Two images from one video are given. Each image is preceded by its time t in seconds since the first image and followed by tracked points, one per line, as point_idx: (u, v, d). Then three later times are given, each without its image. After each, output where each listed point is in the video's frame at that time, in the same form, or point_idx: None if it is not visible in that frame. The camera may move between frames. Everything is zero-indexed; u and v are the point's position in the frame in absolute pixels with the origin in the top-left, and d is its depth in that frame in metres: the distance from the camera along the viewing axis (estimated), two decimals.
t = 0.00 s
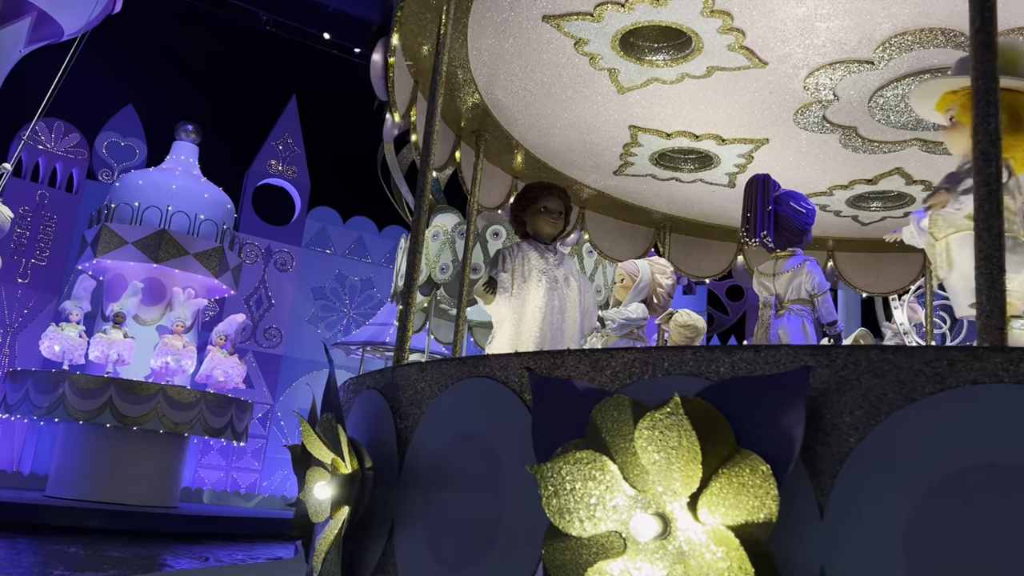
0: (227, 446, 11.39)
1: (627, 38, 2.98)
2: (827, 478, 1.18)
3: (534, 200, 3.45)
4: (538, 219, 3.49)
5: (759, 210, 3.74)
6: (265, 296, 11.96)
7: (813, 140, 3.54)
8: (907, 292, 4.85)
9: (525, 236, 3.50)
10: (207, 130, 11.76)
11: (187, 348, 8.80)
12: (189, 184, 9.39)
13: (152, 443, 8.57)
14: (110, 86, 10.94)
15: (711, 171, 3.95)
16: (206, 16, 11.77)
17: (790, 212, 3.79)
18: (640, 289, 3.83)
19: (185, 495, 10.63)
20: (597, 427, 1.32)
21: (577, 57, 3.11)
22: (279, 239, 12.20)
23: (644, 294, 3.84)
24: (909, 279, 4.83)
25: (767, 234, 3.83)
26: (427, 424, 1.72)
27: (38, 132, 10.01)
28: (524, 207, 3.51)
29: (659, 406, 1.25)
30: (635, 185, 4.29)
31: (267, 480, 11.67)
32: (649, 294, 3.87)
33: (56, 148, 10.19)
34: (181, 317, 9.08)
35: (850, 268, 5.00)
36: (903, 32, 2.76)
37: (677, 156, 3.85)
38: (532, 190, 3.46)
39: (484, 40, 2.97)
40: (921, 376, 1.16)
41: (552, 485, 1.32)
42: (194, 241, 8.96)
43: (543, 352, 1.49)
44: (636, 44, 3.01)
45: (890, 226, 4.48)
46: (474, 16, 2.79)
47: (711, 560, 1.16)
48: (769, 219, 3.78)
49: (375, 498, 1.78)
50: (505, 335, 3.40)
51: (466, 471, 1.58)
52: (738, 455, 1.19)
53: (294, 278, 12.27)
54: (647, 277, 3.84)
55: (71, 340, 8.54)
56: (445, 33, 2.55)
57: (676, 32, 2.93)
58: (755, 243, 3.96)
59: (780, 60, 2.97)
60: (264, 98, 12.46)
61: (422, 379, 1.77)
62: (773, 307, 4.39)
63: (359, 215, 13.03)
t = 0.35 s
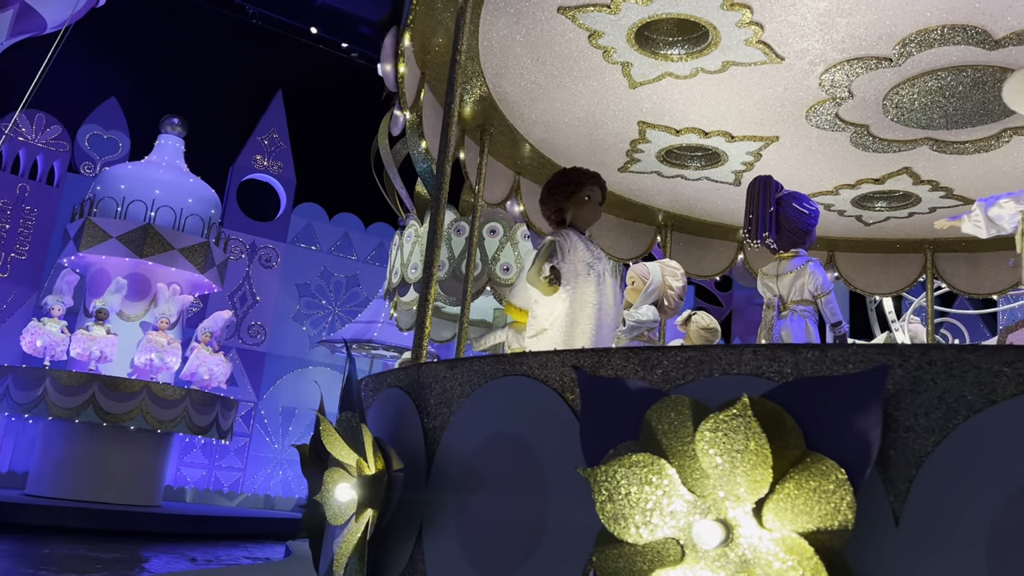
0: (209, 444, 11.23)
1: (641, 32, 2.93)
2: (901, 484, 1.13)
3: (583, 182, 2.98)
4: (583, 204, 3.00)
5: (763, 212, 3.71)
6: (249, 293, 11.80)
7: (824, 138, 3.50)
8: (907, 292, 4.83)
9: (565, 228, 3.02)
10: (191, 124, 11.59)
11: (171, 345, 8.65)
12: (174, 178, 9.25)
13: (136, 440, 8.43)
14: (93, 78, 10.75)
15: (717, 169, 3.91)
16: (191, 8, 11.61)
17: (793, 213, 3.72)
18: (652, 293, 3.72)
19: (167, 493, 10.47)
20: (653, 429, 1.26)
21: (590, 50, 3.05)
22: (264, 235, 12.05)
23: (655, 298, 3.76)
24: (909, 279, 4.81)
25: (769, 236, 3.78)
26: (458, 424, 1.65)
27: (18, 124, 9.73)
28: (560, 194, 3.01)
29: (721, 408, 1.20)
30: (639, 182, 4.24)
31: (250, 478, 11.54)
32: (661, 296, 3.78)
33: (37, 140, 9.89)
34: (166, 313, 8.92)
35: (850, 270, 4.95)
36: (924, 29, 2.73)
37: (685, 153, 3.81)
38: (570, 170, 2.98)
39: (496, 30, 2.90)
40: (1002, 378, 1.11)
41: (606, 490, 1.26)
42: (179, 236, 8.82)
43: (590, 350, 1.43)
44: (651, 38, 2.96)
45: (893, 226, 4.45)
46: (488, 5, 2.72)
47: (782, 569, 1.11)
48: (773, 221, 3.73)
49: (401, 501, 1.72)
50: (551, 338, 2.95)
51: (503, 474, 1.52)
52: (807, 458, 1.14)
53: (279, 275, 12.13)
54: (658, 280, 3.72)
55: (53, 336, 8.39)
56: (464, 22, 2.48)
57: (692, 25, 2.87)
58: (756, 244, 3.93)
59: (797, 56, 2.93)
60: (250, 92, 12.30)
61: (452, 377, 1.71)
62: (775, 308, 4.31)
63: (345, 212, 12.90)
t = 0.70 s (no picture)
0: (191, 442, 11.07)
1: (656, 26, 2.87)
2: (983, 493, 1.08)
3: (611, 175, 2.33)
4: (617, 203, 2.34)
5: (763, 214, 3.72)
6: (232, 289, 11.64)
7: (833, 136, 3.47)
8: (905, 292, 4.81)
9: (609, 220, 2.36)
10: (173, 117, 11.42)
11: (153, 343, 8.49)
12: (158, 172, 9.11)
13: (118, 438, 8.26)
14: (74, 69, 10.54)
15: (722, 166, 3.86)
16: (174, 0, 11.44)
17: (793, 214, 3.69)
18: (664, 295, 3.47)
19: (149, 493, 10.31)
20: (710, 432, 1.20)
21: (602, 43, 3.00)
22: (248, 231, 11.89)
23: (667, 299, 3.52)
24: (909, 279, 4.79)
25: (770, 238, 3.77)
26: (490, 426, 1.58)
27: None
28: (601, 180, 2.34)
29: (788, 412, 1.14)
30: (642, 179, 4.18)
31: (233, 478, 11.39)
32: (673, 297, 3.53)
33: (15, 131, 9.70)
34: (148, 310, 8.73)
35: (850, 269, 4.92)
36: (944, 25, 2.69)
37: (689, 150, 3.76)
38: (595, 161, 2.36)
39: (507, 20, 2.84)
40: None
41: (664, 496, 1.20)
42: (163, 231, 8.67)
43: (636, 350, 1.37)
44: (667, 32, 2.90)
45: (894, 225, 4.43)
46: None
47: None
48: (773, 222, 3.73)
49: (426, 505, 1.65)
50: (609, 339, 2.50)
51: (541, 479, 1.45)
52: (879, 463, 1.09)
53: (263, 271, 11.98)
54: (668, 280, 3.45)
55: (31, 333, 8.20)
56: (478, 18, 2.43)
57: (708, 18, 2.81)
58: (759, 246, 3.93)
59: (813, 52, 2.89)
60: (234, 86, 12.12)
61: (482, 376, 1.64)
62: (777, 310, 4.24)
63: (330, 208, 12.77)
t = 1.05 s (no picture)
0: (173, 440, 10.92)
1: (671, 19, 2.82)
2: None
3: (675, 165, 2.38)
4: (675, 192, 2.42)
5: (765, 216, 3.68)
6: (216, 286, 11.49)
7: (843, 133, 3.43)
8: (905, 291, 4.79)
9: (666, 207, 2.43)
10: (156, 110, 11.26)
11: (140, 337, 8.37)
12: (143, 166, 8.96)
13: (100, 436, 8.11)
14: (54, 60, 10.35)
15: (728, 163, 3.82)
16: None
17: (797, 215, 3.65)
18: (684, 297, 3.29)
19: (131, 492, 10.14)
20: (778, 438, 1.14)
21: (615, 35, 2.93)
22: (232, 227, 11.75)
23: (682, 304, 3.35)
24: (909, 278, 4.77)
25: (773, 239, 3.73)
26: (525, 428, 1.52)
27: None
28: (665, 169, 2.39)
29: (864, 416, 1.09)
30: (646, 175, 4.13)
31: (215, 476, 11.24)
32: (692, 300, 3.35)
33: None
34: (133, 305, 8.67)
35: (850, 268, 4.89)
36: (965, 20, 2.65)
37: (696, 146, 3.72)
38: (658, 150, 2.38)
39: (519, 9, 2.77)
40: None
41: (730, 502, 1.14)
42: (148, 226, 8.52)
43: (689, 349, 1.31)
44: (682, 25, 2.84)
45: (897, 224, 4.40)
46: None
47: None
48: (776, 225, 3.69)
49: (459, 510, 1.59)
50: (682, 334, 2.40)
51: (584, 484, 1.39)
52: (963, 470, 1.03)
53: (247, 267, 11.84)
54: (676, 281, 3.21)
55: (13, 327, 8.04)
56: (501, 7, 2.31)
57: (724, 11, 2.75)
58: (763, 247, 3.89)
59: (830, 46, 2.85)
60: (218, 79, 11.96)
61: (516, 375, 1.57)
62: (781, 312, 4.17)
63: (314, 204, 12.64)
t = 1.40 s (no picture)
0: (156, 439, 10.78)
1: (688, 12, 2.77)
2: None
3: (746, 153, 2.16)
4: (741, 181, 2.19)
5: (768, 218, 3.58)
6: (200, 282, 11.36)
7: (854, 128, 3.39)
8: (905, 289, 4.77)
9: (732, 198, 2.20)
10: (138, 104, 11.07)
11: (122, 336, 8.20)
12: (127, 160, 8.79)
13: (84, 435, 7.97)
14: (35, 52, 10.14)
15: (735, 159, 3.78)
16: None
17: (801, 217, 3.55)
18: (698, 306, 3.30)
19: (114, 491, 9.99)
20: (851, 441, 1.09)
21: (629, 27, 2.87)
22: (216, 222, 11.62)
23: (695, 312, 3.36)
24: (909, 277, 4.75)
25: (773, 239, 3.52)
26: (567, 430, 1.46)
27: None
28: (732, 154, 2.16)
29: (948, 419, 1.04)
30: (650, 171, 4.08)
31: (199, 475, 11.10)
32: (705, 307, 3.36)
33: None
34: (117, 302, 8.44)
35: (850, 266, 4.86)
36: (986, 15, 2.62)
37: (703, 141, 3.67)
38: (733, 135, 2.13)
39: None
40: None
41: (805, 510, 1.09)
42: (133, 221, 8.37)
43: (748, 348, 1.25)
44: (699, 16, 2.79)
45: (900, 222, 4.37)
46: None
47: None
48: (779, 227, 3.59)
49: (497, 517, 1.53)
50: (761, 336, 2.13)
51: (634, 490, 1.33)
52: None
53: (231, 264, 11.72)
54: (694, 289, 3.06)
55: None
56: None
57: (743, 2, 2.69)
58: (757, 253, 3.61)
59: (847, 40, 2.80)
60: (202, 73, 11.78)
61: (556, 374, 1.51)
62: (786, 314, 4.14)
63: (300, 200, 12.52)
